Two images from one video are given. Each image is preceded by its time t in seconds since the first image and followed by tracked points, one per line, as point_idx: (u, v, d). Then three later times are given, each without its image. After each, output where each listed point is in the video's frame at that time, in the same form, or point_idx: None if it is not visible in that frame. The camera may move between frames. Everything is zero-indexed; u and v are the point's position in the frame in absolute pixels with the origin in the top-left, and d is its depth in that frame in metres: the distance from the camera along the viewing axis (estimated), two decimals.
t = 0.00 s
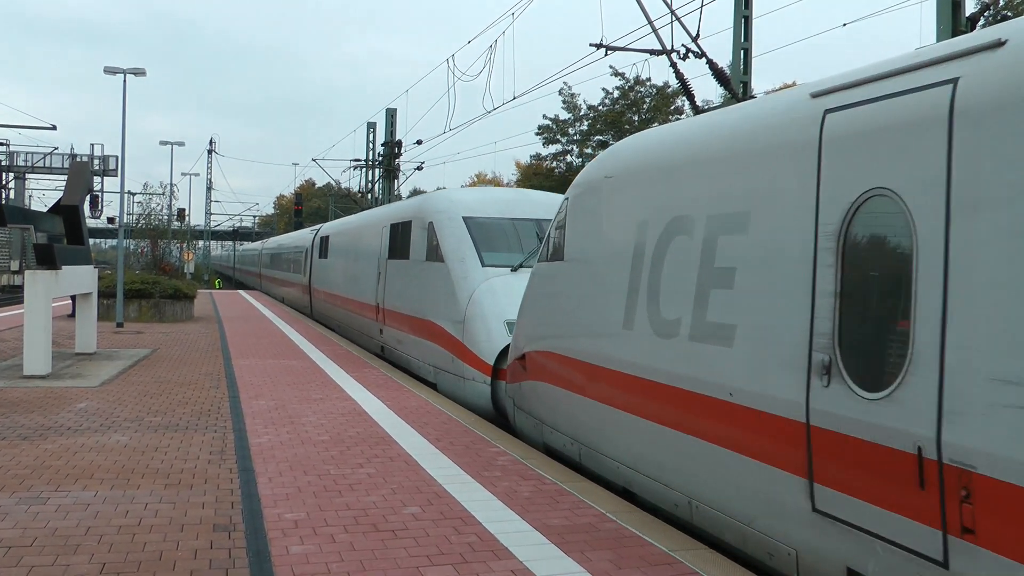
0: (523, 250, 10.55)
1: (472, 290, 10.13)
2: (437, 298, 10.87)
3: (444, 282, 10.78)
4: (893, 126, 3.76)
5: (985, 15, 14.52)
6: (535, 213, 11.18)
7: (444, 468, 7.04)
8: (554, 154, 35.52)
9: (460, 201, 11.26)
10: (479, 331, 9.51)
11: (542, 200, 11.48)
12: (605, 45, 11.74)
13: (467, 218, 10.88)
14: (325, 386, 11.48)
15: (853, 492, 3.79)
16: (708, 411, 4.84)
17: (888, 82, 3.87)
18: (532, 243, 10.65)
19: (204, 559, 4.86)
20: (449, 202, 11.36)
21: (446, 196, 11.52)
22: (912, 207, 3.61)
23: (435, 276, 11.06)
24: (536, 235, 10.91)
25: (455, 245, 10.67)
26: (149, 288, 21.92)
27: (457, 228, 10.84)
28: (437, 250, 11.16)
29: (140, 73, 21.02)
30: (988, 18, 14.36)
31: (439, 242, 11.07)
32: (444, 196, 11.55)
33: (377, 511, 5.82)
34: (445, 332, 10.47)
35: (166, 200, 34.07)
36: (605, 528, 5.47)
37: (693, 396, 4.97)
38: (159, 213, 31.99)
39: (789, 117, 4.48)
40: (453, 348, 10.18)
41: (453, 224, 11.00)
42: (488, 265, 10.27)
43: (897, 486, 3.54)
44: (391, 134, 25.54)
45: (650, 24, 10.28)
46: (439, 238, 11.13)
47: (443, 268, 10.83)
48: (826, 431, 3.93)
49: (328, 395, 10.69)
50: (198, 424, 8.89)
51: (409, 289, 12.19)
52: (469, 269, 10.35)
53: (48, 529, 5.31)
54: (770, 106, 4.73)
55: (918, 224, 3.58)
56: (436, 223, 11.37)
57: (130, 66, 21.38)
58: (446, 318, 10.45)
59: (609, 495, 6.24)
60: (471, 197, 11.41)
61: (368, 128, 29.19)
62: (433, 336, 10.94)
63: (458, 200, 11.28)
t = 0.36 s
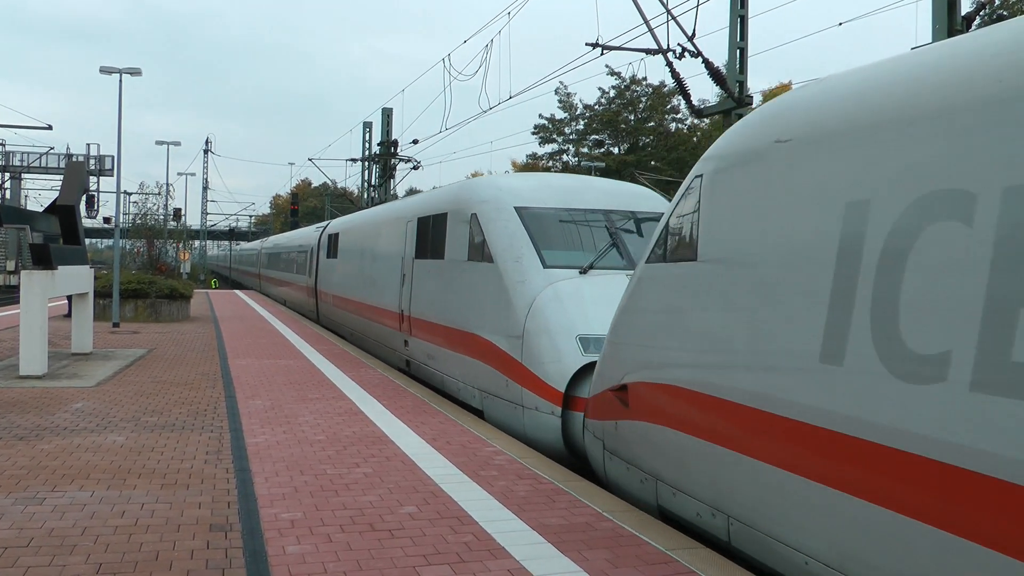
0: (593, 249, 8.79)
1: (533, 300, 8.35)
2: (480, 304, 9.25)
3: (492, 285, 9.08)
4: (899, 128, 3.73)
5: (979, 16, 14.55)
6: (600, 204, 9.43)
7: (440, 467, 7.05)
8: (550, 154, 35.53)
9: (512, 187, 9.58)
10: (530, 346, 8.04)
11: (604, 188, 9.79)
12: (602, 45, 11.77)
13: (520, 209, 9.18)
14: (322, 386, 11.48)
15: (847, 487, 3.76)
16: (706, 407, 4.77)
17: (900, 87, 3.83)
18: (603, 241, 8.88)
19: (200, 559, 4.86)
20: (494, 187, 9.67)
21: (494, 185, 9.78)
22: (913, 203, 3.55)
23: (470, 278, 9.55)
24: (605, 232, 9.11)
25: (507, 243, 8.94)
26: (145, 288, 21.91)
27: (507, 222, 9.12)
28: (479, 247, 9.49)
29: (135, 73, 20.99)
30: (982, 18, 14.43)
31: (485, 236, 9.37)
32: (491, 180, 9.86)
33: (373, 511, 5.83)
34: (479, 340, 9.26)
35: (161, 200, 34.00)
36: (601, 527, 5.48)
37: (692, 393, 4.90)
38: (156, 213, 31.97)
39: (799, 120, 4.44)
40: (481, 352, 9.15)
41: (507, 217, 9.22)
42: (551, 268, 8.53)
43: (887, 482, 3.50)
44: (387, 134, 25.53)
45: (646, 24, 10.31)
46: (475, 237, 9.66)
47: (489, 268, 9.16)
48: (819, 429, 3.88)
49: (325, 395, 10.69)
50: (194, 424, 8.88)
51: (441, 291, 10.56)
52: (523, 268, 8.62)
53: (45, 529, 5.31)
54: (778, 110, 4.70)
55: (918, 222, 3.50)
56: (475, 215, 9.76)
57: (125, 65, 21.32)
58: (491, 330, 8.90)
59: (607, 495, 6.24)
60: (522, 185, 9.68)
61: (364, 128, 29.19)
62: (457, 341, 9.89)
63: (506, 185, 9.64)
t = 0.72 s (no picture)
0: (699, 246, 6.85)
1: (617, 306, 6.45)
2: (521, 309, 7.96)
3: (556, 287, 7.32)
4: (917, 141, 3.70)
5: (976, 14, 14.56)
6: (703, 188, 7.47)
7: (438, 466, 7.07)
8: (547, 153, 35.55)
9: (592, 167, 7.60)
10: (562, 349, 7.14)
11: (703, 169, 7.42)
12: (599, 44, 11.79)
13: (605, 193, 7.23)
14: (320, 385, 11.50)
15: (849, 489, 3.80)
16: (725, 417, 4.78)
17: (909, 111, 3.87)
18: (711, 237, 6.93)
19: (198, 559, 4.88)
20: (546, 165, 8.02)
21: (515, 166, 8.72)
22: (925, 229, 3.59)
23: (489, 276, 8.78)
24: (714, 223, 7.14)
25: (590, 236, 6.99)
26: (143, 288, 21.92)
27: (587, 209, 7.21)
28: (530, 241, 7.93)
29: (132, 73, 20.99)
30: (980, 16, 14.46)
31: (559, 229, 7.38)
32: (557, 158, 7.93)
33: (371, 510, 5.85)
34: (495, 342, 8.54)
35: (158, 200, 33.98)
36: (600, 526, 5.50)
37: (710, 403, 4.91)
38: (153, 213, 31.95)
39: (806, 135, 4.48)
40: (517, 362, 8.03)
41: (569, 199, 7.39)
42: (655, 269, 6.55)
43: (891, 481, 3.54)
44: (384, 133, 25.53)
45: (642, 23, 10.33)
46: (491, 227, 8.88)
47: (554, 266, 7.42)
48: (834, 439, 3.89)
49: (323, 394, 10.71)
50: (192, 424, 8.89)
51: (487, 299, 8.77)
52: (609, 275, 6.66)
53: (43, 530, 5.33)
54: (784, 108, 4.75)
55: (927, 248, 3.56)
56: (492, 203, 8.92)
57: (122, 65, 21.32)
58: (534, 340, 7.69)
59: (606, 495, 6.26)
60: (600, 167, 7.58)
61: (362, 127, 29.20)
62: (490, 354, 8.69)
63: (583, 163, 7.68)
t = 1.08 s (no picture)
0: (894, 241, 4.88)
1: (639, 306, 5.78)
2: (535, 309, 7.39)
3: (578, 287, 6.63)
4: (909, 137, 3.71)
5: (976, 12, 14.51)
6: (877, 162, 5.51)
7: (437, 466, 7.08)
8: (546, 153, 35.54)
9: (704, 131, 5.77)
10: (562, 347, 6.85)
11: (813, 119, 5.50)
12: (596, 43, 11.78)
13: (753, 169, 5.26)
14: (319, 385, 11.50)
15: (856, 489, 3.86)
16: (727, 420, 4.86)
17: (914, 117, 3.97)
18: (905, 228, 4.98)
19: (198, 559, 4.88)
20: (565, 155, 7.37)
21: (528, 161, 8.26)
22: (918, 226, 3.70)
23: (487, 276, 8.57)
24: (893, 203, 5.20)
25: (742, 226, 4.99)
26: (141, 289, 21.91)
27: (729, 190, 5.22)
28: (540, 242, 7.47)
29: (130, 73, 20.96)
30: (978, 15, 14.44)
31: (690, 217, 5.33)
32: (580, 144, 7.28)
33: (371, 509, 5.86)
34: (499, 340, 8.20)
35: (157, 200, 33.96)
36: (600, 525, 5.51)
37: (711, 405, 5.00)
38: (151, 213, 31.95)
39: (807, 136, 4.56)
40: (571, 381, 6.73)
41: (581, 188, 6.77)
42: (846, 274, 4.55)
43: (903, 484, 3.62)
44: (382, 133, 25.53)
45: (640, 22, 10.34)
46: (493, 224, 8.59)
47: (570, 267, 6.80)
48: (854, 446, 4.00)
49: (322, 394, 10.72)
50: (191, 424, 8.90)
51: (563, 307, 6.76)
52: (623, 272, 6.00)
53: (43, 530, 5.33)
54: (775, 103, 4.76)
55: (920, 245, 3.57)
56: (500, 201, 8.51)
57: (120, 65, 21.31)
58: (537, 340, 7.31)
59: (604, 493, 6.28)
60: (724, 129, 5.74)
61: (360, 127, 29.22)
62: (539, 370, 7.34)
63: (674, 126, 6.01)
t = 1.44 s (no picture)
0: None
1: (633, 302, 5.63)
2: (535, 309, 7.27)
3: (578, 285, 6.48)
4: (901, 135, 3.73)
5: (976, 10, 14.48)
6: None
7: (437, 464, 7.08)
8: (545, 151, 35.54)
9: (715, 104, 5.32)
10: (559, 348, 6.77)
11: None
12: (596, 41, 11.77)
13: None
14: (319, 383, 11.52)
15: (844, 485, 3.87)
16: (708, 407, 4.81)
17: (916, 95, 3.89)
18: None
19: (198, 559, 4.89)
20: (566, 154, 7.25)
21: (528, 160, 8.14)
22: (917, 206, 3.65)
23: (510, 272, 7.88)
24: None
25: None
26: (141, 288, 21.91)
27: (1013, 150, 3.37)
28: (537, 242, 7.35)
29: (129, 73, 20.94)
30: (979, 13, 14.41)
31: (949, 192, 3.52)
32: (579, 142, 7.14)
33: (370, 508, 5.87)
34: (498, 340, 8.13)
35: (156, 199, 33.95)
36: (599, 524, 5.52)
37: (691, 395, 4.97)
38: (151, 212, 31.95)
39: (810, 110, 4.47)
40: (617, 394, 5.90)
41: (580, 188, 6.66)
42: None
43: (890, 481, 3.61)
44: (382, 132, 25.52)
45: (639, 20, 10.33)
46: (492, 225, 8.52)
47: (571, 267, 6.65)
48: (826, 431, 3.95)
49: (321, 393, 10.71)
50: (191, 423, 8.90)
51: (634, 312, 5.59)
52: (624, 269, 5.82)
53: (43, 529, 5.34)
54: (768, 98, 4.78)
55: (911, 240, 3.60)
56: (500, 203, 8.43)
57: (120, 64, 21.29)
58: (536, 339, 7.21)
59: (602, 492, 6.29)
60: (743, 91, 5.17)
61: (359, 126, 29.23)
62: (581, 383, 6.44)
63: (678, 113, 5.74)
